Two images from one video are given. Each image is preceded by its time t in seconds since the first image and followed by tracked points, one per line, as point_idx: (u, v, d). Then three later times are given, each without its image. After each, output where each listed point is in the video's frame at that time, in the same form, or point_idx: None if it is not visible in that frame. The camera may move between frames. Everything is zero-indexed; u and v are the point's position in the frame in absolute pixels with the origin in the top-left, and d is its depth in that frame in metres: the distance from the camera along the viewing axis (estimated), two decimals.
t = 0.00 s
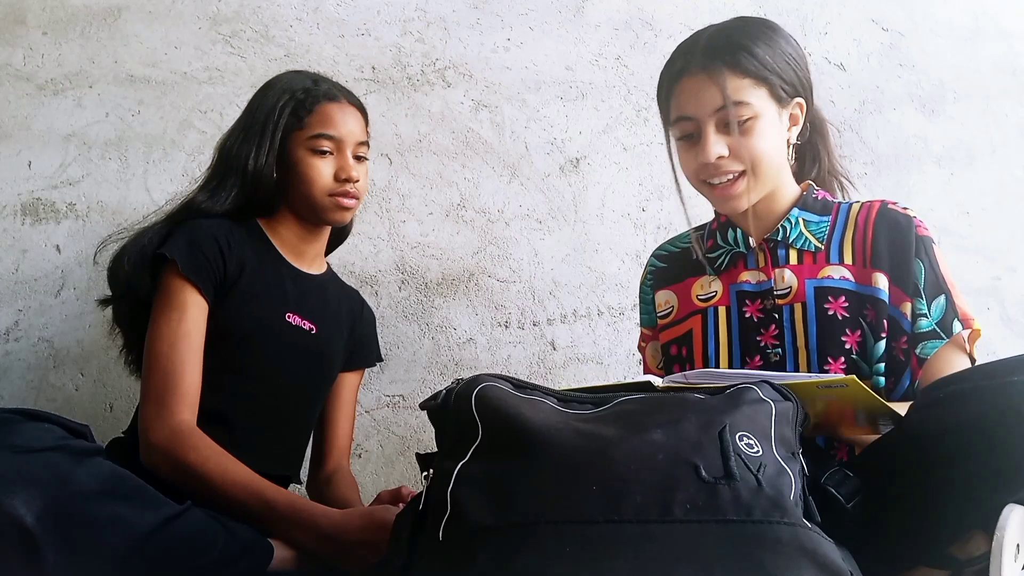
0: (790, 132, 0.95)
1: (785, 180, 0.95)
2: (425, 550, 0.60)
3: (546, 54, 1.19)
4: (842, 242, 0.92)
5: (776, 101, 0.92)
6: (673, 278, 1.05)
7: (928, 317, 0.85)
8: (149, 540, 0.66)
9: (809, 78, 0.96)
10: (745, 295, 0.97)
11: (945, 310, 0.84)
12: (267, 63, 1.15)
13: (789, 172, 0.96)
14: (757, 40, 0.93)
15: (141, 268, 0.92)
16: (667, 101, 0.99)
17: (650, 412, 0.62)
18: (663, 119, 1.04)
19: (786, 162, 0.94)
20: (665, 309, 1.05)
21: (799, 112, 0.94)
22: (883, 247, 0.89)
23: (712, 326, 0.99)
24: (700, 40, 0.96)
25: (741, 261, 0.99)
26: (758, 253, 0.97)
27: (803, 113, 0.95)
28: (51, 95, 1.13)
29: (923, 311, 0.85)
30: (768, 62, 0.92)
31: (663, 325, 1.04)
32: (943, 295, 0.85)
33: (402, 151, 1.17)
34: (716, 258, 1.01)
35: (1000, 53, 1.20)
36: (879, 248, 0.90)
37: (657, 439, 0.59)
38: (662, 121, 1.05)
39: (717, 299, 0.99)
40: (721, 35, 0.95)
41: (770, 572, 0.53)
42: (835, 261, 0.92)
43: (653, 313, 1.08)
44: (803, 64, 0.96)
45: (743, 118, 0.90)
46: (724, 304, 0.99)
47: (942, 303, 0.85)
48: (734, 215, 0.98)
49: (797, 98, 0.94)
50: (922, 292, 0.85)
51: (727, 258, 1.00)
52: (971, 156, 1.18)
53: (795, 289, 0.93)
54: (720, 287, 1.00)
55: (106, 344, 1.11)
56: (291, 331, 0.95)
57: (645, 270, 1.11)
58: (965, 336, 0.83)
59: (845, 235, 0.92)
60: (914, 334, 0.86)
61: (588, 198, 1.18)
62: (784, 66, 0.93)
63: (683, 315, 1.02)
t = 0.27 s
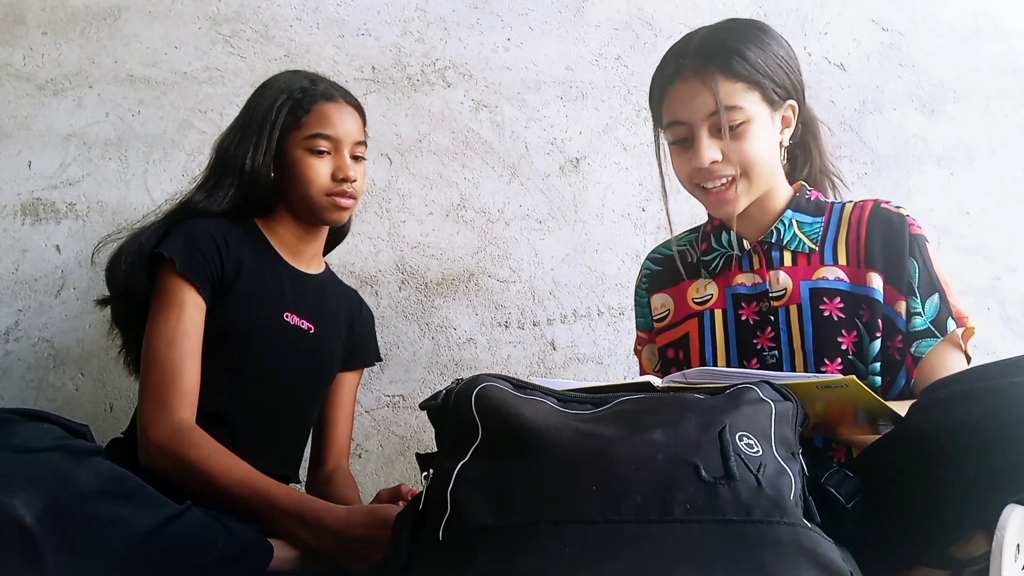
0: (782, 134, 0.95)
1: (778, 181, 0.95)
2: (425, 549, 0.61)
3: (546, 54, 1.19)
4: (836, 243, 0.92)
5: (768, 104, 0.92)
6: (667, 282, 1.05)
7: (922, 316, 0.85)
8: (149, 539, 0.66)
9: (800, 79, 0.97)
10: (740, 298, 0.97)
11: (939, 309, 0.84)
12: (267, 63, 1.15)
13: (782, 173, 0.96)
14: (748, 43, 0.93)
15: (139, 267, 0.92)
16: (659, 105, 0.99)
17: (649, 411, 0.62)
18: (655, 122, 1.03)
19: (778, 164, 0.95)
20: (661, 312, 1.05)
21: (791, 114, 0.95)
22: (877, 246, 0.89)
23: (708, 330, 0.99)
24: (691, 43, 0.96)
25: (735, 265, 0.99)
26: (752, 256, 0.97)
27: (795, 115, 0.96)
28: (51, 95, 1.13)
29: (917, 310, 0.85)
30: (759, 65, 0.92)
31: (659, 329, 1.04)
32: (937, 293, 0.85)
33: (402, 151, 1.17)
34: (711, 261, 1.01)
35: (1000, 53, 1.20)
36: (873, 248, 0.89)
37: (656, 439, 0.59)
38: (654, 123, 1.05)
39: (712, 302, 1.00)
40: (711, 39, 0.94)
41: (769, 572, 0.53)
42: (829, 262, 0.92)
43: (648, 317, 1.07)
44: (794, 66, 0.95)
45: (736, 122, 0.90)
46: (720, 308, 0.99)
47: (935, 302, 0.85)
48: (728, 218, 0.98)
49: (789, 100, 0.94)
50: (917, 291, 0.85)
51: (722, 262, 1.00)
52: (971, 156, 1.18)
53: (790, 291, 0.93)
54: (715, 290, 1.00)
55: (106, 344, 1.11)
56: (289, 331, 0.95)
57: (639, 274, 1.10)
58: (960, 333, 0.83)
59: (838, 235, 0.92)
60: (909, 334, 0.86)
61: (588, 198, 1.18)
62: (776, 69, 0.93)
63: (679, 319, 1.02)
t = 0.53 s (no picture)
0: (779, 134, 0.95)
1: (777, 182, 0.95)
2: (425, 549, 0.61)
3: (546, 54, 1.19)
4: (833, 244, 0.92)
5: (766, 106, 0.92)
6: (666, 283, 1.05)
7: (919, 318, 0.85)
8: (149, 539, 0.67)
9: (795, 79, 0.97)
10: (739, 300, 0.97)
11: (935, 311, 0.84)
12: (267, 63, 1.15)
13: (780, 174, 0.96)
14: (745, 45, 0.93)
15: (138, 267, 0.92)
16: (656, 107, 0.98)
17: (649, 411, 0.62)
18: (652, 124, 1.03)
19: (776, 164, 0.95)
20: (660, 313, 1.05)
21: (788, 114, 0.95)
22: (873, 247, 0.89)
23: (707, 332, 0.99)
24: (688, 45, 0.95)
25: (733, 266, 0.99)
26: (750, 257, 0.97)
27: (791, 115, 0.96)
28: (51, 95, 1.12)
29: (914, 312, 0.85)
30: (756, 67, 0.92)
31: (658, 330, 1.04)
32: (933, 296, 0.85)
33: (402, 151, 1.17)
34: (708, 262, 1.01)
35: (999, 53, 1.20)
36: (869, 249, 0.89)
37: (656, 439, 0.59)
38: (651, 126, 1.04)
39: (711, 304, 1.00)
40: (707, 41, 0.94)
41: (769, 572, 0.53)
42: (827, 264, 0.92)
43: (647, 318, 1.07)
44: (790, 65, 0.96)
45: (735, 125, 0.90)
46: (718, 309, 0.99)
47: (932, 303, 0.85)
48: (727, 220, 0.98)
49: (786, 100, 0.95)
50: (914, 293, 0.86)
51: (720, 263, 1.00)
52: (971, 156, 1.18)
53: (787, 293, 0.93)
54: (713, 292, 1.00)
55: (106, 344, 1.11)
56: (289, 331, 0.95)
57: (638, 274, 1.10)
58: (956, 335, 0.83)
59: (835, 236, 0.92)
60: (905, 335, 0.86)
61: (588, 198, 1.18)
62: (773, 70, 0.93)
63: (678, 320, 1.02)
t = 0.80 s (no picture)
0: (780, 134, 0.95)
1: (778, 182, 0.95)
2: (424, 549, 0.61)
3: (546, 54, 1.19)
4: (834, 244, 0.92)
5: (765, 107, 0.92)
6: (666, 282, 1.05)
7: (920, 318, 0.85)
8: (149, 539, 0.67)
9: (796, 78, 0.97)
10: (739, 299, 0.97)
11: (936, 311, 0.84)
12: (267, 63, 1.15)
13: (781, 173, 0.96)
14: (745, 46, 0.92)
15: (138, 267, 0.92)
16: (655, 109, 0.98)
17: (649, 412, 0.62)
18: (652, 126, 1.03)
19: (776, 164, 0.94)
20: (660, 313, 1.05)
21: (788, 114, 0.95)
22: (874, 247, 0.89)
23: (708, 332, 0.99)
24: (687, 47, 0.95)
25: (733, 266, 0.99)
26: (750, 257, 0.97)
27: (792, 115, 0.96)
28: (51, 95, 1.12)
29: (915, 313, 0.85)
30: (756, 69, 0.92)
31: (658, 329, 1.04)
32: (935, 295, 0.85)
33: (402, 151, 1.17)
34: (709, 262, 1.01)
35: (999, 53, 1.20)
36: (870, 248, 0.89)
37: (656, 439, 0.59)
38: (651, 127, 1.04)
39: (712, 303, 1.00)
40: (706, 42, 0.94)
41: (769, 572, 0.53)
42: (827, 264, 0.92)
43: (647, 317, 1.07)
44: (790, 65, 0.96)
45: (734, 127, 0.90)
46: (719, 309, 0.99)
47: (933, 303, 0.85)
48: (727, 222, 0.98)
49: (786, 100, 0.94)
50: (915, 294, 0.86)
51: (720, 262, 1.00)
52: (971, 157, 1.18)
53: (788, 293, 0.93)
54: (714, 291, 1.00)
55: (106, 344, 1.11)
56: (289, 330, 0.95)
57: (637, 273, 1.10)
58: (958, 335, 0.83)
59: (836, 236, 0.92)
60: (907, 336, 0.86)
61: (588, 198, 1.18)
62: (773, 71, 0.93)
63: (678, 320, 1.02)
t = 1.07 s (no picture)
0: (781, 133, 0.95)
1: (779, 181, 0.95)
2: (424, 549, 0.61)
3: (546, 54, 1.19)
4: (835, 244, 0.92)
5: (766, 108, 0.92)
6: (667, 282, 1.05)
7: (921, 320, 0.85)
8: (149, 539, 0.66)
9: (797, 77, 0.96)
10: (740, 300, 0.97)
11: (937, 313, 0.84)
12: (267, 63, 1.15)
13: (782, 173, 0.96)
14: (745, 47, 0.92)
15: (137, 268, 0.92)
16: (656, 110, 0.98)
17: (649, 411, 0.62)
18: (652, 127, 1.03)
19: (778, 164, 0.94)
20: (661, 313, 1.05)
21: (789, 114, 0.95)
22: (875, 248, 0.89)
23: (709, 332, 0.99)
24: (687, 49, 0.95)
25: (734, 266, 0.99)
26: (751, 258, 0.97)
27: (793, 114, 0.95)
28: (51, 95, 1.12)
29: (916, 314, 0.85)
30: (756, 69, 0.92)
31: (659, 329, 1.04)
32: (936, 297, 0.85)
33: (402, 151, 1.17)
34: (710, 262, 1.01)
35: (999, 53, 1.20)
36: (871, 250, 0.89)
37: (656, 439, 0.59)
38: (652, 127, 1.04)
39: (713, 303, 1.00)
40: (706, 43, 0.94)
41: (769, 572, 0.53)
42: (829, 264, 0.92)
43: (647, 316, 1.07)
44: (790, 65, 0.96)
45: (734, 129, 0.90)
46: (720, 309, 0.99)
47: (934, 305, 0.85)
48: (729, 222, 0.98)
49: (787, 100, 0.94)
50: (916, 295, 0.85)
51: (721, 263, 1.00)
52: (971, 157, 1.18)
53: (789, 293, 0.93)
54: (715, 291, 1.00)
55: (106, 344, 1.11)
56: (289, 330, 0.95)
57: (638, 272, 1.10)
58: (960, 337, 0.83)
59: (837, 237, 0.92)
60: (907, 337, 0.86)
61: (588, 198, 1.18)
62: (773, 71, 0.93)
63: (679, 319, 1.02)
